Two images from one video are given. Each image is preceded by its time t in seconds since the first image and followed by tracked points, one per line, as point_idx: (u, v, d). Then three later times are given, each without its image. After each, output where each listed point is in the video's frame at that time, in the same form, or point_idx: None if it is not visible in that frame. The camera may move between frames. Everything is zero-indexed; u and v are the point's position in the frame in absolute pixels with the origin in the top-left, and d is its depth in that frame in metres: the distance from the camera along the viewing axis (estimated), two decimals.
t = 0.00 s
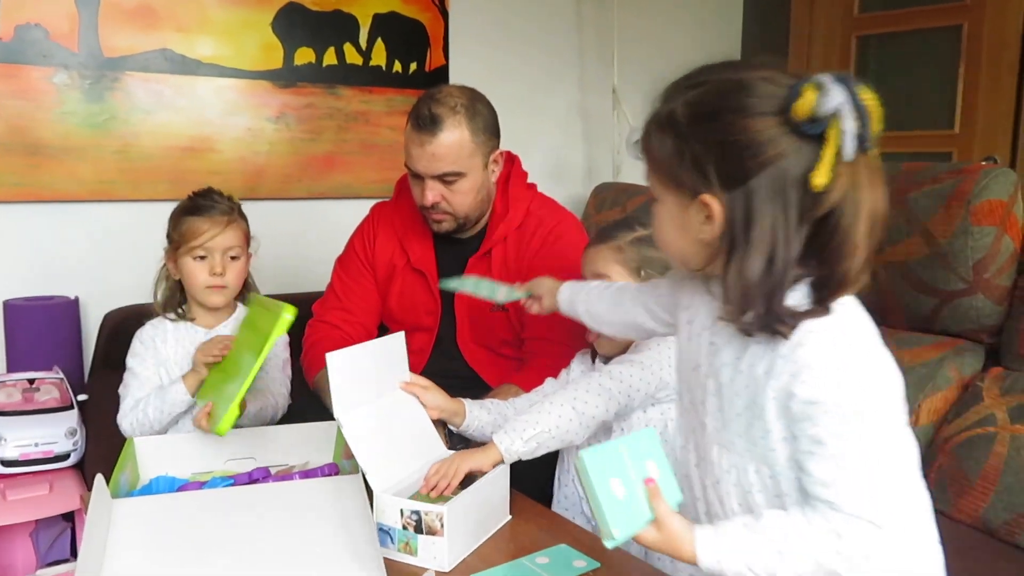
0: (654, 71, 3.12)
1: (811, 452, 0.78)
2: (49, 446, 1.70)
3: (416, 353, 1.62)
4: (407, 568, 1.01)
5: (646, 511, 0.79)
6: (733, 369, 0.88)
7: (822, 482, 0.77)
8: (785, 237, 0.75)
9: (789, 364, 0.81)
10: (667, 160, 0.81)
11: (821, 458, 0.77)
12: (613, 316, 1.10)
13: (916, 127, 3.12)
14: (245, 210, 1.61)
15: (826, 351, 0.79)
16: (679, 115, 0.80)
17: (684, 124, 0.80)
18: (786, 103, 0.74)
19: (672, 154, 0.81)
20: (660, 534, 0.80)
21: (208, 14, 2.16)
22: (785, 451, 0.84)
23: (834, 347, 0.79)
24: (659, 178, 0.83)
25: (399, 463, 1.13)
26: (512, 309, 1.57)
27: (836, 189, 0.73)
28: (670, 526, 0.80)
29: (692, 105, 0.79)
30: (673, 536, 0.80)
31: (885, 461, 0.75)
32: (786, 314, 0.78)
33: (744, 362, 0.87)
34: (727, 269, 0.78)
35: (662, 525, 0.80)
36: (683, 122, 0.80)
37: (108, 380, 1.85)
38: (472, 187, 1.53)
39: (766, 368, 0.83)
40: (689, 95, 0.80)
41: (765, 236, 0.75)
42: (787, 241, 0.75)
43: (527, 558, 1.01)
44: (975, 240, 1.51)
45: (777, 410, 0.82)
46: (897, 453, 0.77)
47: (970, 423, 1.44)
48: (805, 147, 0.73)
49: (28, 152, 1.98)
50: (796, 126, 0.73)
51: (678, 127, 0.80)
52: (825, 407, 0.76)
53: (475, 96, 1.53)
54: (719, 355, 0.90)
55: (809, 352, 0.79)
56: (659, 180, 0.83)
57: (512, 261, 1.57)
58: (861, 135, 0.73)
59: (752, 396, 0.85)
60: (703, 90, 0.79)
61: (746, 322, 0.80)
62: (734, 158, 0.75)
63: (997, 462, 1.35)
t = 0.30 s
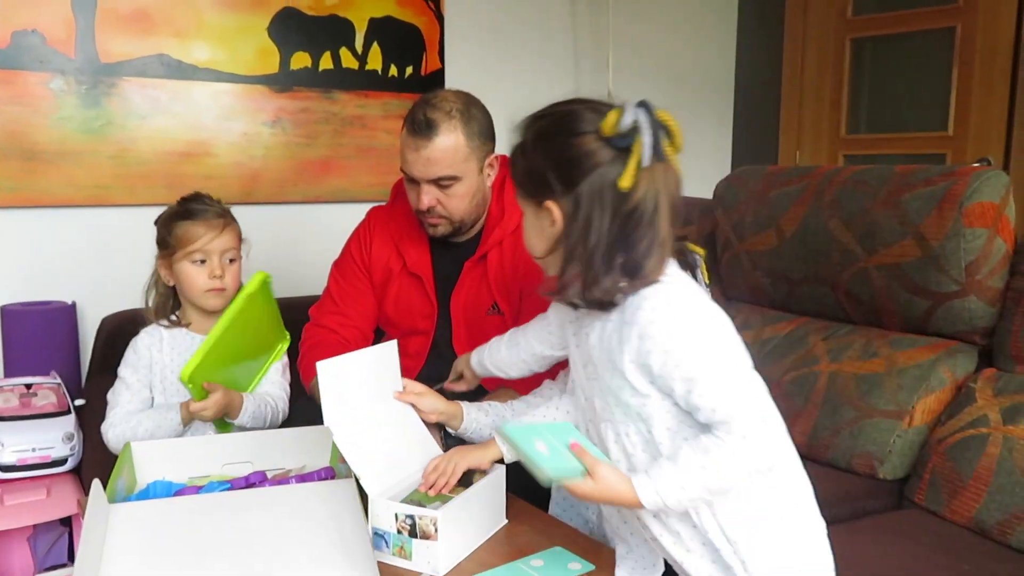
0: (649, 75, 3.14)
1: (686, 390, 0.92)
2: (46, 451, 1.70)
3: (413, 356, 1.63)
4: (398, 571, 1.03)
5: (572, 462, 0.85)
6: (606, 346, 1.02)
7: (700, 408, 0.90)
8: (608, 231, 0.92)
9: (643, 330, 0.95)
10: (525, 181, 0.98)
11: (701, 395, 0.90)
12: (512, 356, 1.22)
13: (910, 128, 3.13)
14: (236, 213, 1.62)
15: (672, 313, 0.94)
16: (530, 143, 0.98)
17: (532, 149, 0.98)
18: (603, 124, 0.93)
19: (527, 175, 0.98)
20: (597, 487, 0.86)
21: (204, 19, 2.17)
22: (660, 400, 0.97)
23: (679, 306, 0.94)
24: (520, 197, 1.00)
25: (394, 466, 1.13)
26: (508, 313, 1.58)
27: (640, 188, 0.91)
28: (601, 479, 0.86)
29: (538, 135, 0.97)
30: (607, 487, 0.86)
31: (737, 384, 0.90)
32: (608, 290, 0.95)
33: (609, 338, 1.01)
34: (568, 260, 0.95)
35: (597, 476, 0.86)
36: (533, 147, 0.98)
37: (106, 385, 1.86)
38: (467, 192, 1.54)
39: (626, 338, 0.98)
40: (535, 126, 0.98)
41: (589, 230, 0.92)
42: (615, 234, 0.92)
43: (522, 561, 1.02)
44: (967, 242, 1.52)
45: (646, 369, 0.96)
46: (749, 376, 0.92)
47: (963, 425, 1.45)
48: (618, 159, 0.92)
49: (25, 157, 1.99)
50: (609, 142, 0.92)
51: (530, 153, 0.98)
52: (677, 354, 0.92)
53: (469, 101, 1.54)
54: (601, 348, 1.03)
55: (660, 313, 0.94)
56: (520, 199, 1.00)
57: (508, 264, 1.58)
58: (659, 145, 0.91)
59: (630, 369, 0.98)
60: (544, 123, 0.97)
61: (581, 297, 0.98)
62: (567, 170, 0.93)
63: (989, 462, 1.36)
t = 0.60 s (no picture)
0: (645, 84, 3.14)
1: (621, 377, 0.96)
2: (37, 462, 1.67)
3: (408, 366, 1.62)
4: None
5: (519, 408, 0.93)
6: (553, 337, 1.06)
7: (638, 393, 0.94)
8: (547, 238, 0.99)
9: (582, 320, 0.99)
10: (480, 192, 1.06)
11: (635, 380, 0.94)
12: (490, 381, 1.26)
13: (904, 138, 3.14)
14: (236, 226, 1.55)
15: (612, 303, 0.97)
16: (485, 157, 1.05)
17: (486, 164, 1.05)
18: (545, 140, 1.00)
19: (481, 187, 1.05)
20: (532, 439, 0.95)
21: (200, 28, 2.16)
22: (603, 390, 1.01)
23: (613, 296, 0.98)
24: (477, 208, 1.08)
25: (389, 479, 1.11)
26: (502, 323, 1.54)
27: (578, 200, 0.97)
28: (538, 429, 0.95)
29: (492, 151, 1.05)
30: (539, 437, 0.95)
31: (667, 369, 0.94)
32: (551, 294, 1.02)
33: (554, 329, 1.06)
34: (515, 267, 1.02)
35: (533, 424, 0.95)
36: (487, 162, 1.05)
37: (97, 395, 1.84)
38: (464, 201, 1.53)
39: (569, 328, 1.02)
40: (491, 144, 1.06)
41: (531, 237, 0.99)
42: (555, 242, 0.99)
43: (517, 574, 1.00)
44: (963, 252, 1.51)
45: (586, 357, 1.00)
46: (683, 362, 0.96)
47: (960, 435, 1.44)
48: (560, 172, 0.98)
49: (18, 166, 1.98)
50: (552, 157, 0.98)
51: (484, 167, 1.05)
52: (613, 343, 0.96)
53: (464, 110, 1.54)
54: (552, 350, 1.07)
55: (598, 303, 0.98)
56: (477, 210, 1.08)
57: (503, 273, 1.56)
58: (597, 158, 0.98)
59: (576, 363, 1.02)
60: (498, 140, 1.05)
61: (528, 300, 1.05)
62: (513, 182, 1.00)
63: (987, 472, 1.35)
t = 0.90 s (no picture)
0: (635, 109, 3.13)
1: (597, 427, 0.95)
2: None
3: (387, 391, 1.57)
4: None
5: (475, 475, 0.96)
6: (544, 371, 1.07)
7: (611, 446, 0.93)
8: (554, 263, 0.99)
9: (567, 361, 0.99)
10: (483, 212, 1.03)
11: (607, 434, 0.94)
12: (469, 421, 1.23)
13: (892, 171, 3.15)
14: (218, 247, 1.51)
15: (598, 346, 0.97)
16: (488, 176, 1.03)
17: (489, 183, 1.03)
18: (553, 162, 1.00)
19: (485, 206, 1.03)
20: (498, 494, 0.97)
21: (186, 39, 2.13)
22: (583, 432, 1.00)
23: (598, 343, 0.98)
24: (477, 228, 1.05)
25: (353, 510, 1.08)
26: (482, 350, 1.51)
27: (589, 224, 0.98)
28: (502, 483, 0.98)
29: (495, 170, 1.02)
30: (505, 495, 0.98)
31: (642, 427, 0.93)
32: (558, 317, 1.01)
33: (546, 363, 1.06)
34: (520, 289, 1.01)
35: (494, 484, 0.98)
36: (490, 181, 1.03)
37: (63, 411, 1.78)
38: (450, 226, 1.50)
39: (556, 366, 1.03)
40: (493, 162, 1.04)
41: (537, 262, 0.99)
42: (561, 268, 0.99)
43: None
44: (951, 290, 1.50)
45: (567, 400, 1.00)
46: (666, 416, 0.95)
47: (945, 478, 1.42)
48: (569, 194, 0.98)
49: None
50: (561, 178, 0.98)
51: (487, 187, 1.03)
52: (595, 388, 0.95)
53: (446, 132, 1.51)
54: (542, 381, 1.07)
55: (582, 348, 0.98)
56: (477, 230, 1.05)
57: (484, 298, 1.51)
58: (608, 183, 0.99)
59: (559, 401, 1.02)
60: (502, 159, 1.02)
61: (528, 325, 1.04)
62: (521, 204, 0.99)
63: (972, 517, 1.33)
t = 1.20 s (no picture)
0: (617, 123, 3.10)
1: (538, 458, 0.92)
2: None
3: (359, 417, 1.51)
4: None
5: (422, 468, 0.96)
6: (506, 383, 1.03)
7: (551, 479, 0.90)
8: (529, 280, 0.93)
9: (516, 381, 0.96)
10: (451, 227, 0.97)
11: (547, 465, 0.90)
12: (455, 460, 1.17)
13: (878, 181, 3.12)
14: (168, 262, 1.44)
15: (550, 372, 0.93)
16: (455, 189, 0.98)
17: (457, 196, 0.97)
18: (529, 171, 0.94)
19: (453, 220, 0.97)
20: (437, 489, 0.97)
21: (154, 57, 2.08)
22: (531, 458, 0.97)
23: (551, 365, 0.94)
24: (444, 245, 0.99)
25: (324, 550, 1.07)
26: (456, 373, 1.44)
27: (567, 238, 0.93)
28: (444, 481, 0.97)
29: (463, 182, 0.97)
30: (445, 491, 0.97)
31: (579, 470, 0.89)
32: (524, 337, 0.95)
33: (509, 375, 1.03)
34: (488, 307, 0.95)
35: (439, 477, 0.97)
36: (458, 194, 0.97)
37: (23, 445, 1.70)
38: (421, 242, 1.44)
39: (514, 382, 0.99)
40: (461, 175, 0.98)
41: (512, 278, 0.93)
42: (536, 285, 0.94)
43: None
44: (940, 303, 1.45)
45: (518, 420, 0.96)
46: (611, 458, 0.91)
47: (939, 497, 1.37)
48: (544, 207, 0.93)
49: None
50: (536, 188, 0.93)
51: (455, 200, 0.97)
52: (541, 415, 0.92)
53: (415, 147, 1.47)
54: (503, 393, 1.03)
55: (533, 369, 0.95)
56: (445, 248, 0.99)
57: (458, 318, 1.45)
58: (586, 194, 0.95)
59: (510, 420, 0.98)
60: (471, 171, 0.97)
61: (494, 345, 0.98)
62: (491, 215, 0.93)
63: (969, 539, 1.28)
